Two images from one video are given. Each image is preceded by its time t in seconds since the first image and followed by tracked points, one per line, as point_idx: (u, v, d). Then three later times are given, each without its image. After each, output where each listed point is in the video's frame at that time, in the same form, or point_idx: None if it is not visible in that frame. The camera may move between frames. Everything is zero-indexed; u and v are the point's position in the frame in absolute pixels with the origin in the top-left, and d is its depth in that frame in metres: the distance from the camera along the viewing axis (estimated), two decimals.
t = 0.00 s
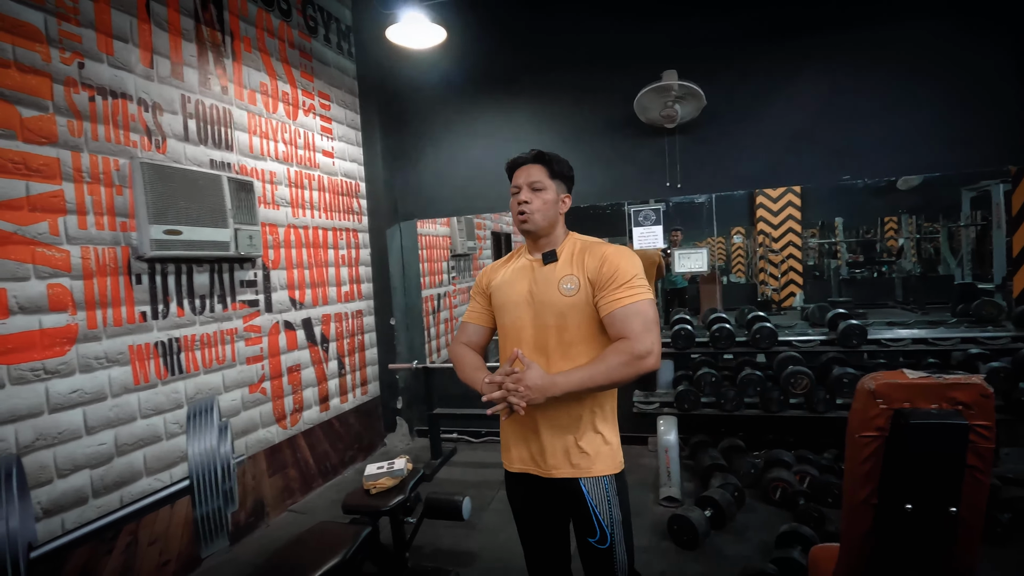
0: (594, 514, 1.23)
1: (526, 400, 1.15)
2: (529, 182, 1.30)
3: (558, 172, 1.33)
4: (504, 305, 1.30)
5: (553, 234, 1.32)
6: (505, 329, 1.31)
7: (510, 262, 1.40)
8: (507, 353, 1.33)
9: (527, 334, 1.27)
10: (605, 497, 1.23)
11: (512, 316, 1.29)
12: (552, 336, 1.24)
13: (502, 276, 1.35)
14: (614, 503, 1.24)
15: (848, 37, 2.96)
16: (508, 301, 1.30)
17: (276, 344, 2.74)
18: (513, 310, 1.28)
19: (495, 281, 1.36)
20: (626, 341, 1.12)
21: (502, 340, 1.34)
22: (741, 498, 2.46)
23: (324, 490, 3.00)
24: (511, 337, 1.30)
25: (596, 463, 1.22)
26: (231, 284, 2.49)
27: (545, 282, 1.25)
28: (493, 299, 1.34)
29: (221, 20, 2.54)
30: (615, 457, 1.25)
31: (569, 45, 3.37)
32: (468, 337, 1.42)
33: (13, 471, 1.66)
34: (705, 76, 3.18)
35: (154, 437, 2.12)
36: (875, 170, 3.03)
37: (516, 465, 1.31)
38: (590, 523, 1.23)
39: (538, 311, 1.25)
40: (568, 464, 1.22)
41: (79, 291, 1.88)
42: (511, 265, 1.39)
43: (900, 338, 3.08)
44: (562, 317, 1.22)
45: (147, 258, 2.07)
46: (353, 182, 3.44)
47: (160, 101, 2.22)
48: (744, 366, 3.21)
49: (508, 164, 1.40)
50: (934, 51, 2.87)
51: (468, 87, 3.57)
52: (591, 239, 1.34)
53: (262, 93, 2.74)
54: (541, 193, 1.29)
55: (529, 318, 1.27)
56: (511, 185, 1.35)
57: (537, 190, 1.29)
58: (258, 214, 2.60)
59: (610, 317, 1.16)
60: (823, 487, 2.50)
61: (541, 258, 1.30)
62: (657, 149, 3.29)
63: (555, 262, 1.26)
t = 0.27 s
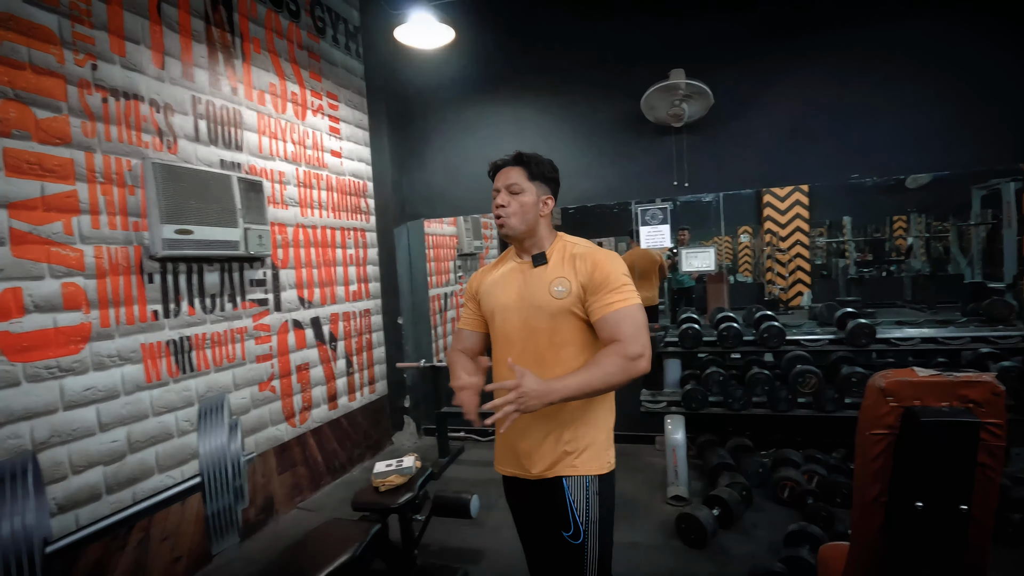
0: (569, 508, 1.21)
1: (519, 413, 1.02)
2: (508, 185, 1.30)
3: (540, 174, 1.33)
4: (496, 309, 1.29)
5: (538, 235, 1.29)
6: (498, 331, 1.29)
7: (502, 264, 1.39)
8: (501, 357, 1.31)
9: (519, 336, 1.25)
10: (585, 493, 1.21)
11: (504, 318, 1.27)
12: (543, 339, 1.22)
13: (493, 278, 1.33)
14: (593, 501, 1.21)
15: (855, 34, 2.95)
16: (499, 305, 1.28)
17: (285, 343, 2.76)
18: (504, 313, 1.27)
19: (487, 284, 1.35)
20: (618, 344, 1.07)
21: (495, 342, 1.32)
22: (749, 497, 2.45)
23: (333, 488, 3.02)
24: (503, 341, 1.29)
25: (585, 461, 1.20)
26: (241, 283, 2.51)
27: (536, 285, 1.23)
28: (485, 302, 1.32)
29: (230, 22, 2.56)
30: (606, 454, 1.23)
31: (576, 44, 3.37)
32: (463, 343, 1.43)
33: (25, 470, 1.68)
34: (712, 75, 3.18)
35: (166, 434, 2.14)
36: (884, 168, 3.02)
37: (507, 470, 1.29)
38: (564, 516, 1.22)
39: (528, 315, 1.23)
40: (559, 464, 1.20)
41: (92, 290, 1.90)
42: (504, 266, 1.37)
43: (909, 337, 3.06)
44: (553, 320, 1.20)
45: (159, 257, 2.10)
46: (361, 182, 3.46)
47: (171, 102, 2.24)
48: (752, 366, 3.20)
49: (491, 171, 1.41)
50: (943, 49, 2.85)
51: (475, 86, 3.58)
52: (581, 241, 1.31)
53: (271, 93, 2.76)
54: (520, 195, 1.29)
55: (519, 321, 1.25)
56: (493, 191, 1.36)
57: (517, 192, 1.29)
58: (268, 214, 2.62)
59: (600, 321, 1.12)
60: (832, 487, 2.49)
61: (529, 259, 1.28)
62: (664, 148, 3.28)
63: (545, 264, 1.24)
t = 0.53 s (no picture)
0: (561, 504, 1.22)
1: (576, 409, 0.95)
2: (519, 177, 1.30)
3: (549, 170, 1.33)
4: (496, 311, 1.27)
5: (542, 232, 1.30)
6: (499, 332, 1.28)
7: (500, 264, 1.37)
8: (502, 359, 1.30)
9: (520, 339, 1.24)
10: (576, 490, 1.22)
11: (504, 321, 1.26)
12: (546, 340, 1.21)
13: (492, 278, 1.32)
14: (585, 499, 1.22)
15: (867, 32, 2.93)
16: (498, 306, 1.26)
17: (297, 340, 2.79)
18: (504, 316, 1.25)
19: (484, 285, 1.33)
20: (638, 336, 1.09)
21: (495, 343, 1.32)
22: (758, 496, 2.45)
23: (343, 484, 3.05)
24: (504, 342, 1.28)
25: (578, 461, 1.21)
26: (254, 281, 2.55)
27: (537, 286, 1.21)
28: (484, 304, 1.31)
29: (244, 23, 2.59)
30: (603, 456, 1.22)
31: (584, 43, 3.38)
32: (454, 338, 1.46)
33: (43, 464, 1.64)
34: (721, 73, 3.17)
35: (181, 429, 2.18)
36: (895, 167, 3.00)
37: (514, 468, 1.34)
38: (555, 512, 1.22)
39: (530, 316, 1.21)
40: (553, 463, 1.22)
41: (109, 288, 1.93)
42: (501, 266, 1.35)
43: (920, 338, 3.04)
44: (555, 322, 1.19)
45: (174, 255, 2.13)
46: (372, 181, 3.48)
47: (186, 102, 2.27)
48: (761, 365, 3.19)
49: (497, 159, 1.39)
50: (956, 47, 2.83)
51: (485, 86, 3.60)
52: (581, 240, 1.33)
53: (283, 93, 2.79)
54: (530, 189, 1.29)
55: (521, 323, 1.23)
56: (500, 180, 1.34)
57: (527, 187, 1.29)
58: (280, 213, 2.65)
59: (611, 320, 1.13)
60: (841, 486, 2.48)
61: (531, 258, 1.28)
62: (673, 147, 3.28)
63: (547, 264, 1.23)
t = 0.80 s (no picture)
0: (567, 532, 1.19)
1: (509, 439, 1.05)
2: (538, 180, 1.25)
3: (568, 175, 1.29)
4: (490, 309, 1.23)
5: (551, 239, 1.26)
6: (490, 332, 1.24)
7: (502, 264, 1.33)
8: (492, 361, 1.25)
9: (510, 341, 1.19)
10: (581, 518, 1.18)
11: (496, 321, 1.21)
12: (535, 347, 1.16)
13: (492, 278, 1.28)
14: (590, 524, 1.19)
15: (877, 31, 2.92)
16: (493, 305, 1.22)
17: (308, 338, 2.82)
18: (497, 316, 1.21)
19: (485, 283, 1.29)
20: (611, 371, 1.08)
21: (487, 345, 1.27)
22: (765, 495, 2.46)
23: (353, 481, 3.09)
24: (495, 343, 1.23)
25: (582, 482, 1.17)
26: (266, 280, 2.59)
27: (533, 288, 1.17)
28: (481, 301, 1.27)
29: (257, 25, 2.63)
30: (603, 472, 1.21)
31: (593, 43, 3.39)
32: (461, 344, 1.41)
33: (63, 457, 1.76)
34: (730, 73, 3.17)
35: (195, 425, 2.22)
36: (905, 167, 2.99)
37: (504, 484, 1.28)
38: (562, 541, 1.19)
39: (522, 319, 1.17)
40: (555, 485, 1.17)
41: (127, 285, 1.98)
42: (502, 267, 1.31)
43: (930, 338, 2.99)
44: (548, 328, 1.14)
45: (190, 254, 2.17)
46: (382, 181, 3.52)
47: (201, 104, 2.31)
48: (769, 365, 3.20)
49: (515, 155, 1.33)
50: (967, 47, 2.81)
51: (494, 86, 3.62)
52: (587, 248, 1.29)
53: (295, 94, 2.82)
54: (547, 193, 1.25)
55: (513, 325, 1.18)
56: (517, 179, 1.29)
57: (543, 191, 1.25)
58: (292, 212, 2.69)
59: (598, 339, 1.10)
60: (849, 486, 2.48)
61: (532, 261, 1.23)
62: (681, 147, 3.29)
63: (546, 268, 1.19)
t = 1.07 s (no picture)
0: (555, 543, 1.14)
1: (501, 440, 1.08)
2: (530, 172, 1.25)
3: (565, 164, 1.27)
4: (490, 306, 1.23)
5: (549, 232, 1.25)
6: (489, 330, 1.24)
7: (507, 261, 1.33)
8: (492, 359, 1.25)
9: (506, 340, 1.18)
10: (570, 531, 1.13)
11: (494, 319, 1.21)
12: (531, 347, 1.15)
13: (495, 275, 1.28)
14: (580, 536, 1.13)
15: (884, 29, 2.92)
16: (494, 303, 1.22)
17: (317, 334, 2.86)
18: (497, 313, 1.21)
19: (489, 280, 1.30)
20: (606, 375, 1.03)
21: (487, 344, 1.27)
22: (770, 491, 2.47)
23: (361, 475, 3.13)
24: (494, 341, 1.23)
25: (573, 494, 1.12)
26: (277, 276, 2.63)
27: (532, 286, 1.16)
28: (484, 299, 1.28)
29: (269, 25, 2.67)
30: (598, 487, 1.14)
31: (600, 42, 3.41)
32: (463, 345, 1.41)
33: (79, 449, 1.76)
34: (737, 72, 3.17)
35: (208, 418, 2.26)
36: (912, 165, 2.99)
37: (494, 489, 1.25)
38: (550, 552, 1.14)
39: (519, 317, 1.16)
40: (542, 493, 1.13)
41: (143, 281, 2.02)
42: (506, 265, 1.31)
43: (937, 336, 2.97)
44: (545, 327, 1.13)
45: (203, 251, 2.21)
46: (390, 179, 3.55)
47: (214, 103, 2.35)
48: (776, 362, 3.21)
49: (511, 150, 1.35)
50: (976, 45, 2.81)
51: (502, 85, 3.65)
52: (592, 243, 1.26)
53: (305, 94, 2.86)
54: (540, 185, 1.24)
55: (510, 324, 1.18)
56: (512, 173, 1.30)
57: (536, 183, 1.25)
58: (302, 210, 2.72)
59: (598, 338, 1.06)
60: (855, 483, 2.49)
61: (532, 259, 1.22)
62: (688, 145, 3.30)
63: (547, 265, 1.17)
